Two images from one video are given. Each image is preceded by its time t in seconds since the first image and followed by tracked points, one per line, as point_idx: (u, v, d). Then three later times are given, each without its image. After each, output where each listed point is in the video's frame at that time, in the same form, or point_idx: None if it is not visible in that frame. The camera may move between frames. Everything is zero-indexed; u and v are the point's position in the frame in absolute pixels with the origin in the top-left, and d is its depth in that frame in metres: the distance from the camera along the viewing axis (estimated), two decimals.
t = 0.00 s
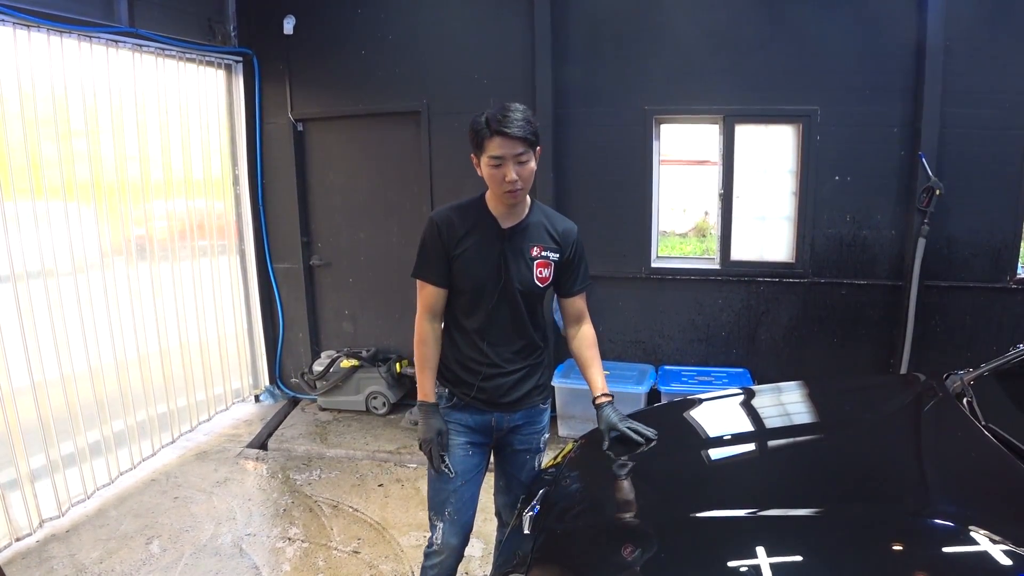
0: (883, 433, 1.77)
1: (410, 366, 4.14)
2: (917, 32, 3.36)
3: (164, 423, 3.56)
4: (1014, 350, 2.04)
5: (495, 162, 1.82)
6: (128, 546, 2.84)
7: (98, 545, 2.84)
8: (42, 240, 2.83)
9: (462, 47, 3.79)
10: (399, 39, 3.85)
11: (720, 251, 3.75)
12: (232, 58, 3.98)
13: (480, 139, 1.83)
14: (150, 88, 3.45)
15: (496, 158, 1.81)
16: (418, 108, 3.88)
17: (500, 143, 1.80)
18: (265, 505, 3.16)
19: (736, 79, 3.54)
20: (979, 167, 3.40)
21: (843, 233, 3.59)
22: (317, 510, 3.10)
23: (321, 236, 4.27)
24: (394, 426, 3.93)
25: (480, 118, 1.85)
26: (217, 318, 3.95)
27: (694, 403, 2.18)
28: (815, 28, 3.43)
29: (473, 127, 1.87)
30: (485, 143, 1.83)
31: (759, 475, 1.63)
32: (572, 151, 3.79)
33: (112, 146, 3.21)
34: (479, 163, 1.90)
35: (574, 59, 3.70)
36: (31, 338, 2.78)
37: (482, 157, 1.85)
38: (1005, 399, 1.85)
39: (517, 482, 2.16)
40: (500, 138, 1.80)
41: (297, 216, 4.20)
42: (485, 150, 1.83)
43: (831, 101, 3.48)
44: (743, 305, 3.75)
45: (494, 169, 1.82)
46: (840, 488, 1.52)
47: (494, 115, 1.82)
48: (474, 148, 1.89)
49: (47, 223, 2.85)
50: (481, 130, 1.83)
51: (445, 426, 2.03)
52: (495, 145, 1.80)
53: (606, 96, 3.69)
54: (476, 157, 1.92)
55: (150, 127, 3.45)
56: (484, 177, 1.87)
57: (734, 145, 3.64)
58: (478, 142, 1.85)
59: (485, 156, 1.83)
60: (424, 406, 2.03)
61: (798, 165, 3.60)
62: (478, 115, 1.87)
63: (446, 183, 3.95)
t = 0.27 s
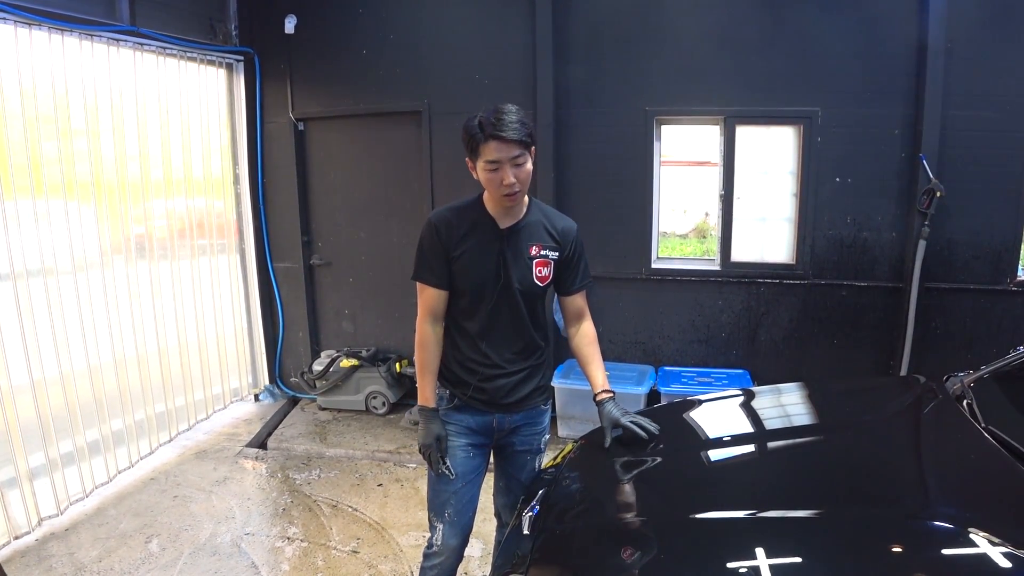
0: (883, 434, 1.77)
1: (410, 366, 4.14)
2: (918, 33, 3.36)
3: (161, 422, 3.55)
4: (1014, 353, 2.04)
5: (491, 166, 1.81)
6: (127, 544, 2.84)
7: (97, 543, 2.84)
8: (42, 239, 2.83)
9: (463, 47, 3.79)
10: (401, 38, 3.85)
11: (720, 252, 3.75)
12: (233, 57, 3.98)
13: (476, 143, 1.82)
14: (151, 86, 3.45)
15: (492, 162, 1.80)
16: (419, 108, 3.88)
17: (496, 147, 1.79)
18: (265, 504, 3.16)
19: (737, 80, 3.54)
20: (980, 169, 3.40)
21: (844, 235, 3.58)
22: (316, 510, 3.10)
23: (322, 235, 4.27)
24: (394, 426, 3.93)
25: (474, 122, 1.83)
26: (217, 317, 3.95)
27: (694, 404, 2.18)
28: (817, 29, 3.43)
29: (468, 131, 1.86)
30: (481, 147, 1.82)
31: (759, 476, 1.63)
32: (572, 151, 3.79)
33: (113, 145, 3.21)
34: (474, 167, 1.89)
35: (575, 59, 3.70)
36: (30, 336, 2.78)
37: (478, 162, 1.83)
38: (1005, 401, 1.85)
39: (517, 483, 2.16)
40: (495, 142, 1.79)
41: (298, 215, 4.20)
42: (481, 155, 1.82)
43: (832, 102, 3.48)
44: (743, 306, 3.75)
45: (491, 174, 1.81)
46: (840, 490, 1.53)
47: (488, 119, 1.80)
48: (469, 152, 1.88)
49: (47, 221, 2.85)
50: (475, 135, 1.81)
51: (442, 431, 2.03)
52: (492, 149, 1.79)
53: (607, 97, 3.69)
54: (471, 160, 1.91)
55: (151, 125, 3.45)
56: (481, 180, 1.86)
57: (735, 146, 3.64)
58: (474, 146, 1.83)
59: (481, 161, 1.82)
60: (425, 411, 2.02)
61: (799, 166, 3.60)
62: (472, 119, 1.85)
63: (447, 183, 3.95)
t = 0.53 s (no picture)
0: (883, 433, 1.77)
1: (410, 366, 4.14)
2: (918, 32, 3.36)
3: (161, 422, 3.55)
4: (1014, 351, 2.04)
5: (489, 171, 1.80)
6: (127, 544, 2.84)
7: (97, 543, 2.84)
8: (41, 239, 2.82)
9: (462, 46, 3.79)
10: (400, 38, 3.85)
11: (720, 251, 3.75)
12: (233, 57, 3.98)
13: (472, 149, 1.82)
14: (151, 86, 3.45)
15: (489, 167, 1.80)
16: (419, 107, 3.88)
17: (494, 151, 1.78)
18: (265, 504, 3.16)
19: (737, 80, 3.54)
20: (980, 168, 3.40)
21: (844, 234, 3.58)
22: (316, 509, 3.10)
23: (322, 235, 4.27)
24: (394, 426, 3.93)
25: (470, 127, 1.82)
26: (217, 317, 3.95)
27: (694, 403, 2.18)
28: (816, 28, 3.43)
29: (464, 136, 1.85)
30: (477, 152, 1.81)
31: (759, 475, 1.63)
32: (572, 151, 3.78)
33: (112, 145, 3.21)
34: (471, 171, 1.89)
35: (575, 58, 3.69)
36: (30, 336, 2.78)
37: (475, 167, 1.83)
38: (1006, 400, 1.85)
39: (516, 482, 2.16)
40: (491, 147, 1.78)
41: (297, 215, 4.20)
42: (478, 160, 1.81)
43: (832, 101, 3.48)
44: (744, 306, 3.75)
45: (489, 178, 1.81)
46: (840, 489, 1.52)
47: (483, 123, 1.79)
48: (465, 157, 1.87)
49: (47, 221, 2.85)
50: (471, 140, 1.81)
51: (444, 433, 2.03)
52: (489, 154, 1.78)
53: (606, 96, 3.69)
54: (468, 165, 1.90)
55: (150, 125, 3.45)
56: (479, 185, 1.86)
57: (735, 146, 3.63)
58: (470, 152, 1.83)
59: (479, 166, 1.82)
60: (425, 413, 2.02)
61: (798, 166, 3.60)
62: (466, 124, 1.84)
63: (446, 183, 3.95)
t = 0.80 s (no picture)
0: (883, 432, 1.77)
1: (411, 365, 4.14)
2: (918, 31, 3.36)
3: (161, 421, 3.56)
4: (1014, 351, 2.05)
5: (487, 174, 1.80)
6: (127, 544, 2.84)
7: (97, 543, 2.84)
8: (40, 238, 2.82)
9: (462, 45, 3.79)
10: (400, 37, 3.85)
11: (720, 250, 3.75)
12: (233, 56, 3.98)
13: (470, 152, 1.81)
14: (151, 86, 3.45)
15: (488, 170, 1.80)
16: (419, 107, 3.88)
17: (492, 155, 1.78)
18: (265, 503, 3.16)
19: (737, 79, 3.54)
20: (980, 167, 3.40)
21: (844, 233, 3.58)
22: (317, 509, 3.10)
23: (322, 234, 4.27)
24: (394, 425, 3.93)
25: (468, 129, 1.81)
26: (217, 316, 3.96)
27: (694, 402, 2.18)
28: (816, 27, 3.43)
29: (461, 137, 1.84)
30: (475, 155, 1.80)
31: (759, 474, 1.63)
32: (573, 150, 3.78)
33: (112, 144, 3.21)
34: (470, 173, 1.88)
35: (575, 57, 3.69)
36: (30, 335, 2.78)
37: (473, 169, 1.83)
38: (1005, 399, 1.85)
39: (516, 482, 2.16)
40: (490, 151, 1.78)
41: (298, 214, 4.20)
42: (476, 163, 1.81)
43: (832, 101, 3.48)
44: (744, 305, 3.75)
45: (487, 181, 1.81)
46: (840, 488, 1.52)
47: (482, 126, 1.79)
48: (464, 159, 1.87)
49: (46, 221, 2.85)
50: (470, 143, 1.80)
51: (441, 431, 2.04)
52: (487, 157, 1.78)
53: (607, 95, 3.69)
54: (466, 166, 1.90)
55: (150, 125, 3.45)
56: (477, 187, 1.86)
57: (735, 145, 3.63)
58: (468, 154, 1.82)
59: (477, 168, 1.82)
60: (424, 412, 2.04)
61: (799, 165, 3.60)
62: (465, 125, 1.83)
63: (447, 182, 3.94)
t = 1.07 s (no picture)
0: (885, 433, 1.77)
1: (411, 364, 4.14)
2: (920, 31, 3.36)
3: (162, 420, 3.57)
4: (1015, 351, 2.04)
5: (489, 172, 1.80)
6: (127, 543, 2.84)
7: (97, 542, 2.84)
8: (40, 237, 2.82)
9: (464, 45, 3.79)
10: (401, 36, 3.85)
11: (721, 251, 3.75)
12: (234, 56, 3.98)
13: (472, 150, 1.81)
14: (152, 85, 3.46)
15: (490, 168, 1.80)
16: (420, 106, 3.88)
17: (494, 152, 1.78)
18: (265, 503, 3.16)
19: (739, 79, 3.54)
20: (982, 167, 3.40)
21: (845, 233, 3.58)
22: (317, 508, 3.10)
23: (323, 234, 4.27)
24: (395, 425, 3.93)
25: (469, 127, 1.81)
26: (218, 315, 3.96)
27: (695, 402, 2.18)
28: (818, 27, 3.43)
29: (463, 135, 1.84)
30: (477, 153, 1.80)
31: (760, 474, 1.63)
32: (574, 150, 3.78)
33: (113, 143, 3.22)
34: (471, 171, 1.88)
35: (576, 57, 3.69)
36: (30, 334, 2.78)
37: (475, 167, 1.83)
38: (1007, 399, 1.85)
39: (516, 482, 2.16)
40: (492, 149, 1.78)
41: (299, 214, 4.20)
42: (478, 160, 1.81)
43: (834, 101, 3.48)
44: (745, 305, 3.75)
45: (489, 179, 1.81)
46: (841, 488, 1.52)
47: (484, 124, 1.79)
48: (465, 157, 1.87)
49: (47, 220, 2.85)
50: (471, 141, 1.80)
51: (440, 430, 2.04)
52: (489, 155, 1.78)
53: (608, 95, 3.69)
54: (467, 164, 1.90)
55: (151, 124, 3.45)
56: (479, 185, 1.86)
57: (736, 145, 3.63)
58: (470, 152, 1.82)
59: (479, 166, 1.82)
60: (423, 412, 2.05)
61: (800, 165, 3.60)
62: (466, 124, 1.83)
63: (447, 182, 3.95)
